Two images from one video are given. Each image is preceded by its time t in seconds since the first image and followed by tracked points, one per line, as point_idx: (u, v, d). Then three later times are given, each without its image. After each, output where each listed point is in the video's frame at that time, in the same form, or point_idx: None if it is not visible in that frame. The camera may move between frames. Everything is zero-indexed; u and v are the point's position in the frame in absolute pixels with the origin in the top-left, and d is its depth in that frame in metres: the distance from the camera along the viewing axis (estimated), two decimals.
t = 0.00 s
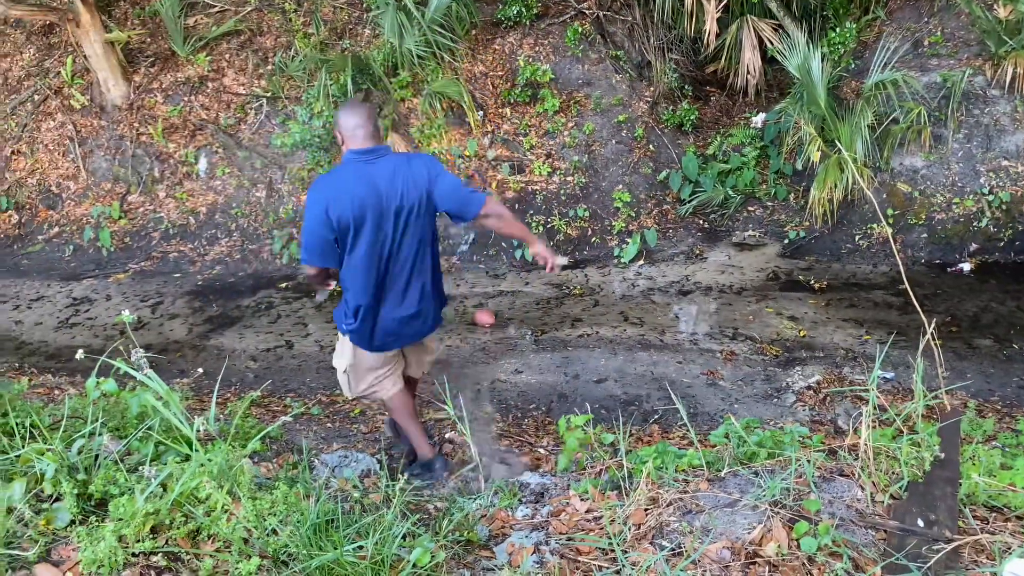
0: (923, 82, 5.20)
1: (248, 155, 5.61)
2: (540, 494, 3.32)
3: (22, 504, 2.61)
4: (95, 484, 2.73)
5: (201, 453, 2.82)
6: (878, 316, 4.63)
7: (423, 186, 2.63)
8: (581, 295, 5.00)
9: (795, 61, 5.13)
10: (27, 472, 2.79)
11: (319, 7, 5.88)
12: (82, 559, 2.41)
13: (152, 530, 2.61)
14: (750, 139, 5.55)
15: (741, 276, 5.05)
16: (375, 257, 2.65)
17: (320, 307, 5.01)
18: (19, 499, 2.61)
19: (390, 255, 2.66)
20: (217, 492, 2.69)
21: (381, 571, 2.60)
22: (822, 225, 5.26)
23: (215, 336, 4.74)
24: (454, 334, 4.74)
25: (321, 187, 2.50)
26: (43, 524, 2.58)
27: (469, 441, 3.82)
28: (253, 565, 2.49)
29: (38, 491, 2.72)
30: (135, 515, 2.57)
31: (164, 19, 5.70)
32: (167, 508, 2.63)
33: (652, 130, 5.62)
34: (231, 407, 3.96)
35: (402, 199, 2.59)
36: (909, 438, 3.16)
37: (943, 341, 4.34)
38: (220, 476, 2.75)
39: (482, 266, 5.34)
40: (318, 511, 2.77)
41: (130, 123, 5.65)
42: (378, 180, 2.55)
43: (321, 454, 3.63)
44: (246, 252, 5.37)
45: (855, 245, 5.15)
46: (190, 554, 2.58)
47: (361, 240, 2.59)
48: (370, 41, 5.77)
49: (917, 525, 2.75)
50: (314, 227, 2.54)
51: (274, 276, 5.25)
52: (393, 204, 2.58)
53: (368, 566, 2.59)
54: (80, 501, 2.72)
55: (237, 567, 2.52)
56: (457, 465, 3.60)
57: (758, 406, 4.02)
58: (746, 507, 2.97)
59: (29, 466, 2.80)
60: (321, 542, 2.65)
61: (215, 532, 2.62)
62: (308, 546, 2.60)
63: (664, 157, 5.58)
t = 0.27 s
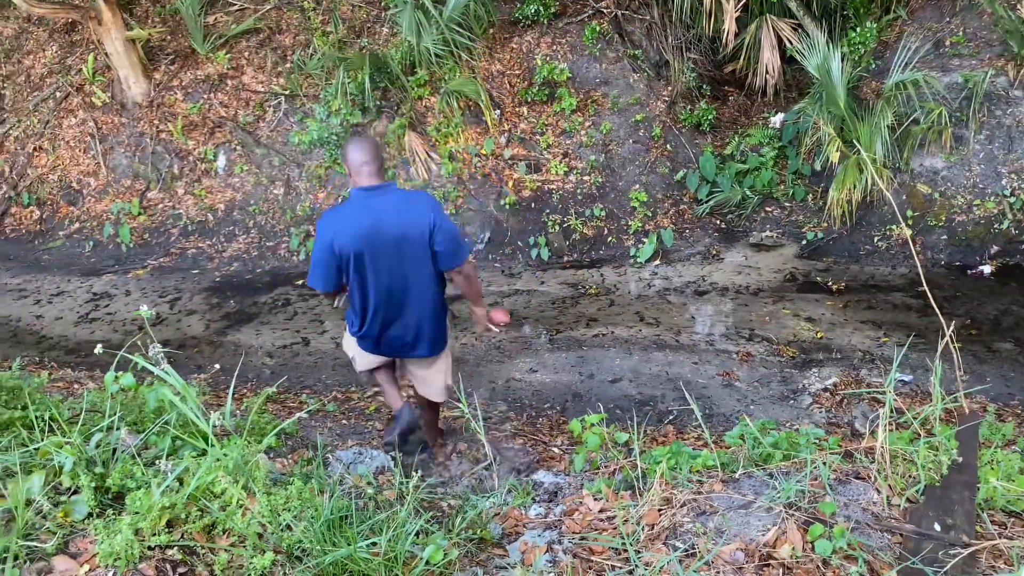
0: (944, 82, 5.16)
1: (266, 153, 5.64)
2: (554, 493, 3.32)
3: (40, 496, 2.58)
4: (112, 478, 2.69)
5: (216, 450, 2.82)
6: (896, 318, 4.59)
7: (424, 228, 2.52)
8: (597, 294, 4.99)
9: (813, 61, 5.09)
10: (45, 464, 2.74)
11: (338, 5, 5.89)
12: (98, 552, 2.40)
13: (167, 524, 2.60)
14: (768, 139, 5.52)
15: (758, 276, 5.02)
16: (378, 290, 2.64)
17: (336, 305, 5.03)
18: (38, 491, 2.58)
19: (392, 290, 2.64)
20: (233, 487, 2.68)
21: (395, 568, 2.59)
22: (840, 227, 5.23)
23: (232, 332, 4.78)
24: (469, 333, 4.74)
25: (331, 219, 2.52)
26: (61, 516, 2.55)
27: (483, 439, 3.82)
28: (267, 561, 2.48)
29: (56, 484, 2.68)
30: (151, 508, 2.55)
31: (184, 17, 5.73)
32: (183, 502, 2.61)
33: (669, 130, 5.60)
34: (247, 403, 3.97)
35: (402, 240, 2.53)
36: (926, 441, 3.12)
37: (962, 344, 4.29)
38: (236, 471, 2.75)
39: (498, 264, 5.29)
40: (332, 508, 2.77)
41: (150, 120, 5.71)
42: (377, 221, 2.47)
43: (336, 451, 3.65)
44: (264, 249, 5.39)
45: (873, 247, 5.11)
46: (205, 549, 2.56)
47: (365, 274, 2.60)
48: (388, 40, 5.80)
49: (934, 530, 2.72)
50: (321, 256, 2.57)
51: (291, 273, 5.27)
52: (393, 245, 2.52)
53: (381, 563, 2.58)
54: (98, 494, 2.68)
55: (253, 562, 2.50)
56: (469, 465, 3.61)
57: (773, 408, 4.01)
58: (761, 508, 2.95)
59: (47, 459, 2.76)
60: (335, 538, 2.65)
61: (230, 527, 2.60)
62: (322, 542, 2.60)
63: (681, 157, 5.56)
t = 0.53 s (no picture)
0: (969, 85, 5.17)
1: (288, 153, 5.69)
2: (576, 495, 3.35)
3: (73, 491, 2.61)
4: (142, 473, 2.72)
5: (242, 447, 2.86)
6: (918, 322, 4.56)
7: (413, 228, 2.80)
8: (616, 295, 4.98)
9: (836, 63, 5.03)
10: (77, 460, 2.78)
11: (360, 6, 5.93)
12: (130, 546, 2.42)
13: (197, 520, 2.64)
14: (790, 142, 5.51)
15: (779, 279, 5.01)
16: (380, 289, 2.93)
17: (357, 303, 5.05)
18: (71, 486, 2.60)
19: (389, 289, 2.91)
20: (261, 485, 2.74)
21: (420, 567, 2.59)
22: (862, 230, 5.20)
23: (254, 330, 4.82)
24: (489, 333, 4.74)
25: (327, 232, 2.83)
26: (93, 511, 2.59)
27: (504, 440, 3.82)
28: (294, 558, 2.54)
29: (88, 479, 2.72)
30: (181, 505, 2.61)
31: (208, 18, 5.76)
32: (212, 499, 2.66)
33: (690, 131, 5.59)
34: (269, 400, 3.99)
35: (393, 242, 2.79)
36: (953, 447, 3.09)
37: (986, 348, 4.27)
38: (263, 469, 2.80)
39: (517, 265, 5.26)
40: (359, 506, 2.78)
41: (173, 119, 5.79)
42: (365, 230, 2.75)
43: (357, 450, 3.68)
44: (285, 248, 5.42)
45: (895, 250, 5.08)
46: (234, 545, 2.61)
47: (366, 277, 2.88)
48: (409, 41, 5.83)
49: (961, 536, 2.72)
50: (328, 265, 2.92)
51: (312, 272, 5.28)
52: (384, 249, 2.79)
53: (407, 562, 2.59)
54: (128, 490, 2.73)
55: (280, 560, 2.55)
56: (490, 465, 3.62)
57: (793, 411, 4.02)
58: (784, 513, 2.95)
59: (78, 455, 2.80)
60: (362, 537, 2.67)
61: (258, 523, 2.66)
62: (349, 541, 2.63)
63: (702, 158, 5.53)
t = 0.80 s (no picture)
0: (993, 87, 5.13)
1: (307, 152, 5.70)
2: (594, 496, 3.31)
3: (96, 485, 2.60)
4: (165, 469, 2.70)
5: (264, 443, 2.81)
6: (939, 326, 4.52)
7: (395, 227, 2.79)
8: (633, 296, 4.95)
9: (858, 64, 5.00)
10: (101, 455, 2.76)
11: (379, 6, 5.96)
12: (152, 541, 2.43)
13: (218, 516, 2.62)
14: (809, 143, 5.47)
15: (798, 281, 4.97)
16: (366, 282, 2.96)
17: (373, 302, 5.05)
18: (94, 481, 2.60)
19: (374, 282, 2.95)
20: (282, 481, 2.69)
21: (440, 565, 2.61)
22: (881, 233, 5.17)
23: (272, 328, 4.82)
24: (506, 333, 4.73)
25: (319, 221, 2.89)
26: (117, 505, 2.59)
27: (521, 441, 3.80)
28: (315, 556, 2.52)
29: (111, 474, 2.70)
30: (203, 501, 2.59)
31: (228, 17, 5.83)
32: (234, 495, 2.64)
33: (709, 132, 5.58)
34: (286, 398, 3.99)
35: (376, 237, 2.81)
36: (975, 452, 3.08)
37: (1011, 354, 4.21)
38: (285, 466, 2.75)
39: (533, 265, 5.24)
40: (380, 503, 2.77)
41: (193, 118, 5.83)
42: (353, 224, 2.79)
43: (375, 450, 3.61)
44: (302, 246, 5.41)
45: (915, 254, 5.04)
46: (255, 541, 2.60)
47: (355, 267, 2.94)
48: (428, 40, 5.85)
49: (984, 542, 2.77)
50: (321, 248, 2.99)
51: (329, 271, 5.26)
52: (370, 242, 2.82)
53: (427, 560, 2.61)
54: (151, 485, 2.71)
55: (300, 556, 2.55)
56: (506, 465, 3.58)
57: (811, 415, 4.00)
58: (805, 517, 2.91)
59: (102, 450, 2.77)
60: (382, 534, 2.67)
61: (279, 520, 2.63)
62: (370, 538, 2.63)
63: (720, 159, 5.52)
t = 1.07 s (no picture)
0: (1015, 91, 4.99)
1: (324, 152, 5.72)
2: (609, 499, 3.25)
3: (116, 482, 2.60)
4: (182, 466, 2.69)
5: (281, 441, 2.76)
6: (958, 333, 4.48)
7: (402, 223, 2.78)
8: (649, 300, 4.94)
9: (878, 69, 5.01)
10: (120, 451, 2.75)
11: (397, 8, 5.99)
12: (171, 537, 2.43)
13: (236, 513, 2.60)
14: (828, 147, 5.45)
15: (815, 286, 4.95)
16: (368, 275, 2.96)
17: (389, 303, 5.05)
18: (114, 477, 2.60)
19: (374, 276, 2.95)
20: (299, 480, 2.66)
21: (457, 566, 2.55)
22: (901, 238, 5.12)
23: (288, 327, 4.82)
24: (521, 335, 4.71)
25: (331, 210, 2.90)
26: (135, 502, 2.58)
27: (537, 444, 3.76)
28: (331, 554, 2.49)
29: (130, 471, 2.70)
30: (221, 498, 2.56)
31: (248, 18, 5.91)
32: (251, 493, 2.61)
33: (727, 134, 5.55)
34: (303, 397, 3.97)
35: (381, 232, 2.82)
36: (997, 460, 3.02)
37: None
38: (302, 465, 2.69)
39: (549, 267, 5.23)
40: (395, 503, 2.73)
41: (212, 117, 5.87)
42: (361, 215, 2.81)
43: (391, 450, 3.58)
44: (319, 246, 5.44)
45: (934, 259, 4.99)
46: (271, 539, 2.57)
47: (358, 259, 2.95)
48: (446, 42, 5.86)
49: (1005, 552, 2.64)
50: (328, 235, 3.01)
51: (345, 271, 5.27)
52: (376, 235, 2.83)
53: (443, 561, 2.55)
54: (169, 482, 2.70)
55: (315, 556, 2.51)
56: (520, 467, 3.55)
57: (827, 420, 3.98)
58: (823, 522, 2.89)
59: (121, 446, 2.76)
60: (399, 535, 2.61)
61: (296, 519, 2.59)
62: (385, 538, 2.58)
63: (738, 163, 5.49)
